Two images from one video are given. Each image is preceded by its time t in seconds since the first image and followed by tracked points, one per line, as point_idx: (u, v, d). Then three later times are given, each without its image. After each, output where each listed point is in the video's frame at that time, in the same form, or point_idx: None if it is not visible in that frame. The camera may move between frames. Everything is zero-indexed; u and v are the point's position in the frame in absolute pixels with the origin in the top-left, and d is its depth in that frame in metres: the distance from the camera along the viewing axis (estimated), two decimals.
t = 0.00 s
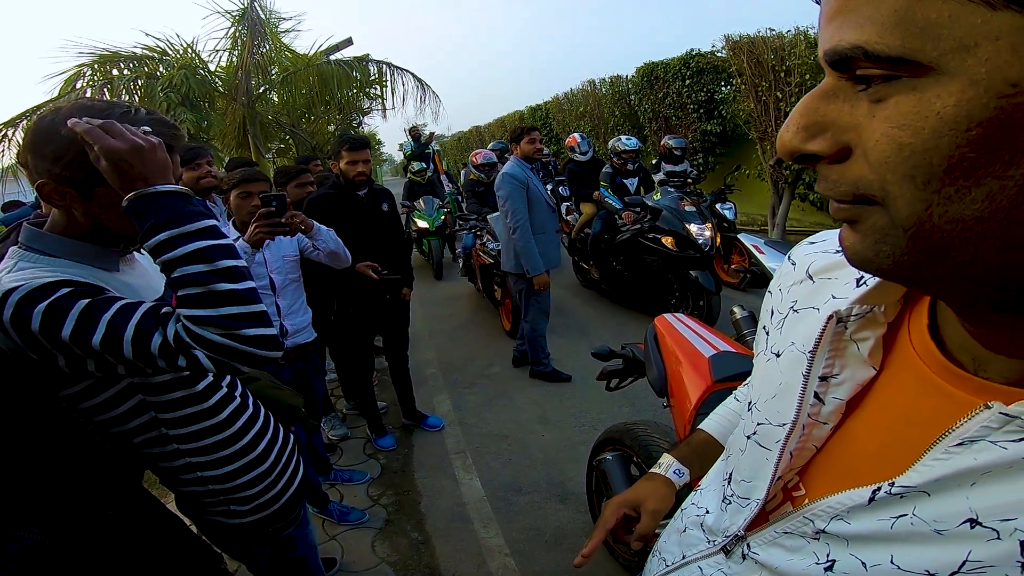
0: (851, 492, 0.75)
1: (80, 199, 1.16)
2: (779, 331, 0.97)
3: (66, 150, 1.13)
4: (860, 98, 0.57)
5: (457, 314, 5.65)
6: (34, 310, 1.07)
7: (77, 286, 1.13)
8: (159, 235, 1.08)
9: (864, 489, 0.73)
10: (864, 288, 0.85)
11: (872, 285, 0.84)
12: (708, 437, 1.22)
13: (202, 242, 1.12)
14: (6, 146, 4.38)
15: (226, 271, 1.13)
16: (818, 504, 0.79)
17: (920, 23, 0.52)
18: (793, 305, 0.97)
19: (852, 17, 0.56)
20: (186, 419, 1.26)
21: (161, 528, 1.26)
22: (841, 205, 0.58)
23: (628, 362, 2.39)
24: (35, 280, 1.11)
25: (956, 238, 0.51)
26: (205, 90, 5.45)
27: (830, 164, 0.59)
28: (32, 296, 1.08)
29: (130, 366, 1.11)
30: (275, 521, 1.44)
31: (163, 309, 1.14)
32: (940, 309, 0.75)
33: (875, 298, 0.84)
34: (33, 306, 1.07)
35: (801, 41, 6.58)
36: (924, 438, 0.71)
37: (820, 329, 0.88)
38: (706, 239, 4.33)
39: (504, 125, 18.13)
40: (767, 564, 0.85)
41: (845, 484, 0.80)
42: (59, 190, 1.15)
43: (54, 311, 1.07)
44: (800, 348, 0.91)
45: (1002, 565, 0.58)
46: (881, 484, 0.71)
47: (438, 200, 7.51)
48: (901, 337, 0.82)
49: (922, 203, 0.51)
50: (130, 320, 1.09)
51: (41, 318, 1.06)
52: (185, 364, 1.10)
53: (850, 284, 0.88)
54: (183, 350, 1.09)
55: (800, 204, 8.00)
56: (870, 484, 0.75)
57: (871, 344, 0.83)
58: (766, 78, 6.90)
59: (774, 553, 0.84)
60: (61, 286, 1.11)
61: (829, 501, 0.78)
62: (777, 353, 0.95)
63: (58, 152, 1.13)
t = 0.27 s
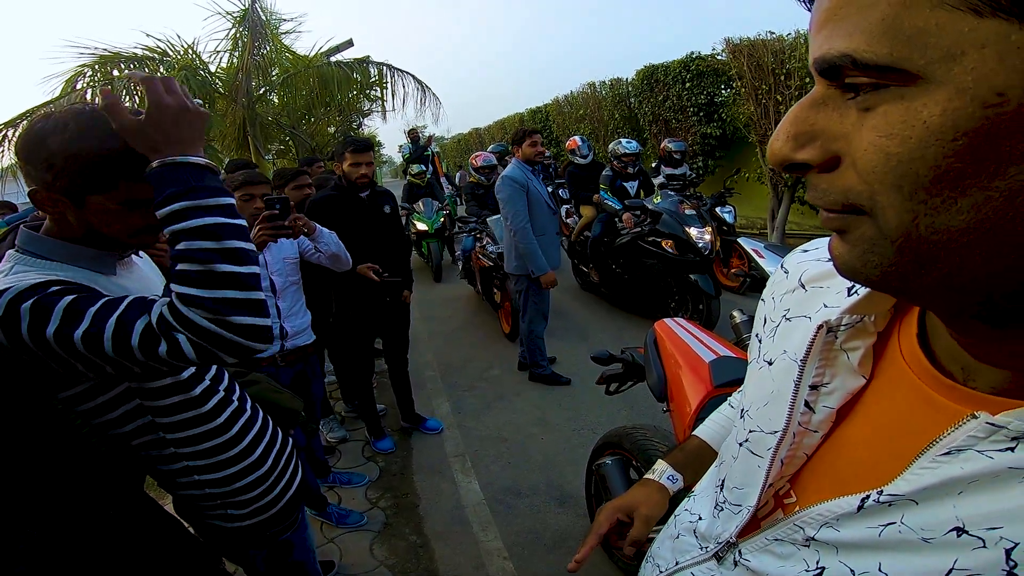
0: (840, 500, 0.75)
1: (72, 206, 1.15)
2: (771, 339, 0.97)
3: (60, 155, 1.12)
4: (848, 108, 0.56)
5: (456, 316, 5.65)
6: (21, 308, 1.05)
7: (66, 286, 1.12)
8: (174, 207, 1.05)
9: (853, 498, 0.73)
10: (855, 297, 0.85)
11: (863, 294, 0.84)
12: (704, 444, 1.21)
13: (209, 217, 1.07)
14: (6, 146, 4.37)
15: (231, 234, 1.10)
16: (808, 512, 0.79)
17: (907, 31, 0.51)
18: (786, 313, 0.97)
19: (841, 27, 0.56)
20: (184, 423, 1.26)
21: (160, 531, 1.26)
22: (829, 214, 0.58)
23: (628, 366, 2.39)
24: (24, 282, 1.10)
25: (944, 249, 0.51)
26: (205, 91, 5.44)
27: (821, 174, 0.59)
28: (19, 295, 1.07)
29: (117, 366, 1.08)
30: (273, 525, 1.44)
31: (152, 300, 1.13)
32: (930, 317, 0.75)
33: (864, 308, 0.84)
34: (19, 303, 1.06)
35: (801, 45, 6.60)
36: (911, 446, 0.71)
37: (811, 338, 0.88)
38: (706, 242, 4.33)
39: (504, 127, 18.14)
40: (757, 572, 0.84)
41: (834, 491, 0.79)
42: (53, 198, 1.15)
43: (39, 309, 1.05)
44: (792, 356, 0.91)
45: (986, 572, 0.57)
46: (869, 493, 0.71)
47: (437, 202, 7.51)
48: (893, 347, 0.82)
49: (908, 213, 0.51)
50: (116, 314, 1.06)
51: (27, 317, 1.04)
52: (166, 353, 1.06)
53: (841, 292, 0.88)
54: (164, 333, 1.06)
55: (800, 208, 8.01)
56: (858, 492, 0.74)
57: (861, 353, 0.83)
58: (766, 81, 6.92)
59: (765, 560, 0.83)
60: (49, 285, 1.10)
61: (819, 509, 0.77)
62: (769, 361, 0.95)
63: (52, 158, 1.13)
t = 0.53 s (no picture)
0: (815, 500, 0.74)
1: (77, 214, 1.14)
2: (752, 341, 0.97)
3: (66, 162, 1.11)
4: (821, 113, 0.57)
5: (456, 319, 5.65)
6: (12, 302, 1.05)
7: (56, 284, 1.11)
8: (165, 188, 1.09)
9: (827, 498, 0.72)
10: (831, 299, 0.85)
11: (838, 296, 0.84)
12: (687, 449, 1.21)
13: (198, 201, 1.12)
14: (7, 147, 4.37)
15: (214, 234, 1.11)
16: (785, 511, 0.78)
17: (890, 35, 0.51)
18: (767, 315, 0.97)
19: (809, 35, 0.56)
20: (181, 426, 1.26)
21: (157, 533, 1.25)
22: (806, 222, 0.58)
23: (627, 370, 2.39)
24: (18, 279, 1.10)
25: (915, 252, 0.51)
26: (207, 93, 5.45)
27: (792, 176, 0.59)
28: (10, 291, 1.07)
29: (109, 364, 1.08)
30: (271, 528, 1.44)
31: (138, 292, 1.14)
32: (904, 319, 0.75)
33: (840, 310, 0.84)
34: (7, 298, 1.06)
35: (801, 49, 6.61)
36: (885, 447, 0.70)
37: (787, 339, 0.88)
38: (706, 246, 4.33)
39: (505, 130, 18.17)
40: (735, 572, 0.83)
41: (810, 492, 0.79)
42: (57, 206, 1.13)
43: (28, 303, 1.05)
44: (771, 358, 0.91)
45: (955, 573, 0.57)
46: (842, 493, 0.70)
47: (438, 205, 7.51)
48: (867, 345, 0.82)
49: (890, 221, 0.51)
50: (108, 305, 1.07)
51: (19, 314, 1.04)
52: (153, 337, 1.06)
53: (819, 295, 0.88)
54: (150, 318, 1.07)
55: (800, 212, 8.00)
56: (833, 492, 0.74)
57: (836, 354, 0.83)
58: (766, 85, 6.93)
59: (743, 561, 0.82)
60: (39, 283, 1.10)
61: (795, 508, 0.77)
62: (750, 362, 0.95)
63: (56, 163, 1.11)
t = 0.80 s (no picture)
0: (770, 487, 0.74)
1: (85, 213, 1.16)
2: (712, 337, 0.98)
3: (63, 161, 1.11)
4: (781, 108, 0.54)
5: (456, 323, 5.65)
6: (11, 313, 1.06)
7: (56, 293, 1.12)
8: (138, 217, 1.04)
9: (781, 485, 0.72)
10: (779, 293, 0.87)
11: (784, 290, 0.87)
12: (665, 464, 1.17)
13: (180, 229, 1.06)
14: (7, 150, 4.37)
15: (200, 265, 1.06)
16: (745, 501, 0.78)
17: (915, 17, 0.47)
18: (725, 313, 0.97)
19: (761, 25, 0.56)
20: (179, 431, 1.24)
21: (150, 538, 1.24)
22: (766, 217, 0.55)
23: (627, 374, 2.39)
24: (21, 286, 1.11)
25: (857, 241, 0.49)
26: (207, 96, 5.46)
27: (777, 180, 0.53)
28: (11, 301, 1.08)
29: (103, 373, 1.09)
30: (269, 532, 1.43)
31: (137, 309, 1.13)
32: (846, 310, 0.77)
33: (788, 303, 0.86)
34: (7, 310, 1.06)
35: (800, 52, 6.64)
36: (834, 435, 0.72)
37: (739, 332, 0.90)
38: (706, 249, 4.34)
39: (505, 134, 18.21)
40: (699, 563, 0.83)
41: (770, 482, 0.80)
42: (62, 206, 1.13)
43: (27, 313, 1.06)
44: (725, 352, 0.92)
45: (898, 557, 0.56)
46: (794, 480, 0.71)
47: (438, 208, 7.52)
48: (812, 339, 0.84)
49: (843, 205, 0.49)
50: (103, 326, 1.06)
51: (16, 321, 1.05)
52: (151, 365, 1.06)
53: (771, 290, 0.89)
54: (148, 347, 1.06)
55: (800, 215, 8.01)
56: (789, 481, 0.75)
57: (785, 347, 0.85)
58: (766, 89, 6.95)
59: (707, 553, 0.82)
60: (39, 292, 1.10)
61: (753, 498, 0.77)
62: (709, 358, 0.97)
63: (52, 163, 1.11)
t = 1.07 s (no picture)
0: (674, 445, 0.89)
1: (77, 200, 1.17)
2: (628, 326, 1.18)
3: (61, 157, 1.14)
4: (681, 95, 0.66)
5: (455, 326, 5.65)
6: (14, 332, 1.06)
7: (59, 312, 1.11)
8: (165, 279, 1.08)
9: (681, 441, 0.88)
10: (670, 281, 1.10)
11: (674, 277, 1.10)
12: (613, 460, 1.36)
13: (200, 295, 1.09)
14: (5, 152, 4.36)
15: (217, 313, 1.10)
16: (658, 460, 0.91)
17: (777, 27, 0.62)
18: (636, 304, 1.18)
19: (665, 29, 0.69)
20: (174, 438, 1.23)
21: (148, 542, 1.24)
22: (659, 187, 0.67)
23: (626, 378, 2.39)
24: (22, 299, 1.10)
25: (734, 210, 0.63)
26: (207, 99, 5.46)
27: (685, 151, 0.64)
28: (14, 319, 1.07)
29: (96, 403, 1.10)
30: (267, 535, 1.43)
31: (141, 349, 1.14)
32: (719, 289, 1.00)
33: (678, 286, 1.08)
34: (10, 330, 1.07)
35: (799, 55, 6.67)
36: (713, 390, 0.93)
37: (643, 315, 1.11)
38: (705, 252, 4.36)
39: (504, 138, 18.24)
40: (631, 525, 0.95)
41: (678, 437, 0.98)
42: (55, 195, 1.15)
43: (30, 338, 1.06)
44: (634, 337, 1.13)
45: (769, 488, 0.73)
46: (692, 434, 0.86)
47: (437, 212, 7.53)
48: (700, 313, 1.05)
49: (725, 181, 0.62)
50: (105, 360, 1.07)
51: (16, 341, 1.06)
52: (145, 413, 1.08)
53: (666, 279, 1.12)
54: (146, 397, 1.08)
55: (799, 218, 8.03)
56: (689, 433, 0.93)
57: (679, 320, 1.07)
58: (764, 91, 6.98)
59: (635, 513, 0.94)
60: (42, 311, 1.10)
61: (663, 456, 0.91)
62: (625, 344, 1.16)
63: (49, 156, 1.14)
